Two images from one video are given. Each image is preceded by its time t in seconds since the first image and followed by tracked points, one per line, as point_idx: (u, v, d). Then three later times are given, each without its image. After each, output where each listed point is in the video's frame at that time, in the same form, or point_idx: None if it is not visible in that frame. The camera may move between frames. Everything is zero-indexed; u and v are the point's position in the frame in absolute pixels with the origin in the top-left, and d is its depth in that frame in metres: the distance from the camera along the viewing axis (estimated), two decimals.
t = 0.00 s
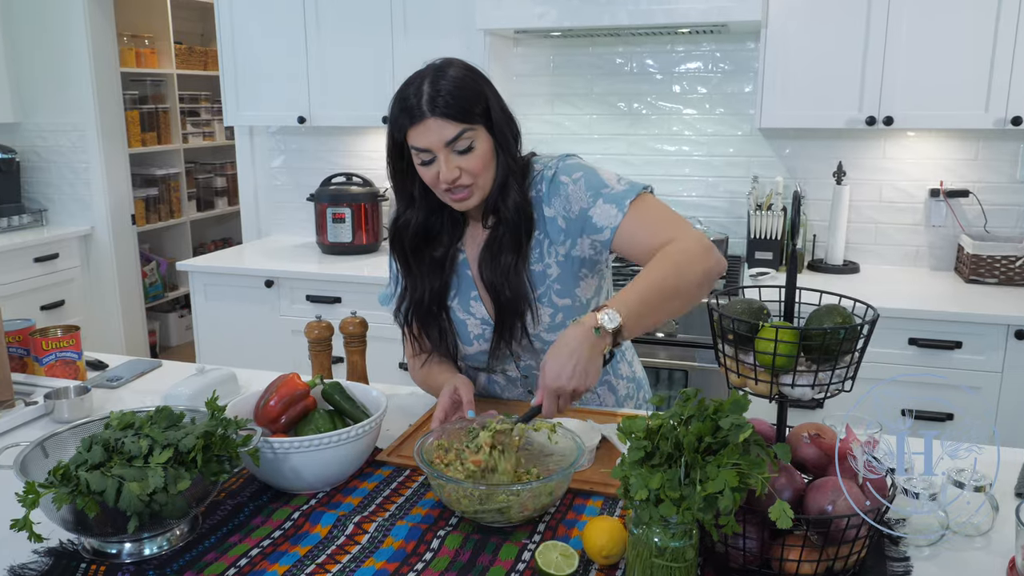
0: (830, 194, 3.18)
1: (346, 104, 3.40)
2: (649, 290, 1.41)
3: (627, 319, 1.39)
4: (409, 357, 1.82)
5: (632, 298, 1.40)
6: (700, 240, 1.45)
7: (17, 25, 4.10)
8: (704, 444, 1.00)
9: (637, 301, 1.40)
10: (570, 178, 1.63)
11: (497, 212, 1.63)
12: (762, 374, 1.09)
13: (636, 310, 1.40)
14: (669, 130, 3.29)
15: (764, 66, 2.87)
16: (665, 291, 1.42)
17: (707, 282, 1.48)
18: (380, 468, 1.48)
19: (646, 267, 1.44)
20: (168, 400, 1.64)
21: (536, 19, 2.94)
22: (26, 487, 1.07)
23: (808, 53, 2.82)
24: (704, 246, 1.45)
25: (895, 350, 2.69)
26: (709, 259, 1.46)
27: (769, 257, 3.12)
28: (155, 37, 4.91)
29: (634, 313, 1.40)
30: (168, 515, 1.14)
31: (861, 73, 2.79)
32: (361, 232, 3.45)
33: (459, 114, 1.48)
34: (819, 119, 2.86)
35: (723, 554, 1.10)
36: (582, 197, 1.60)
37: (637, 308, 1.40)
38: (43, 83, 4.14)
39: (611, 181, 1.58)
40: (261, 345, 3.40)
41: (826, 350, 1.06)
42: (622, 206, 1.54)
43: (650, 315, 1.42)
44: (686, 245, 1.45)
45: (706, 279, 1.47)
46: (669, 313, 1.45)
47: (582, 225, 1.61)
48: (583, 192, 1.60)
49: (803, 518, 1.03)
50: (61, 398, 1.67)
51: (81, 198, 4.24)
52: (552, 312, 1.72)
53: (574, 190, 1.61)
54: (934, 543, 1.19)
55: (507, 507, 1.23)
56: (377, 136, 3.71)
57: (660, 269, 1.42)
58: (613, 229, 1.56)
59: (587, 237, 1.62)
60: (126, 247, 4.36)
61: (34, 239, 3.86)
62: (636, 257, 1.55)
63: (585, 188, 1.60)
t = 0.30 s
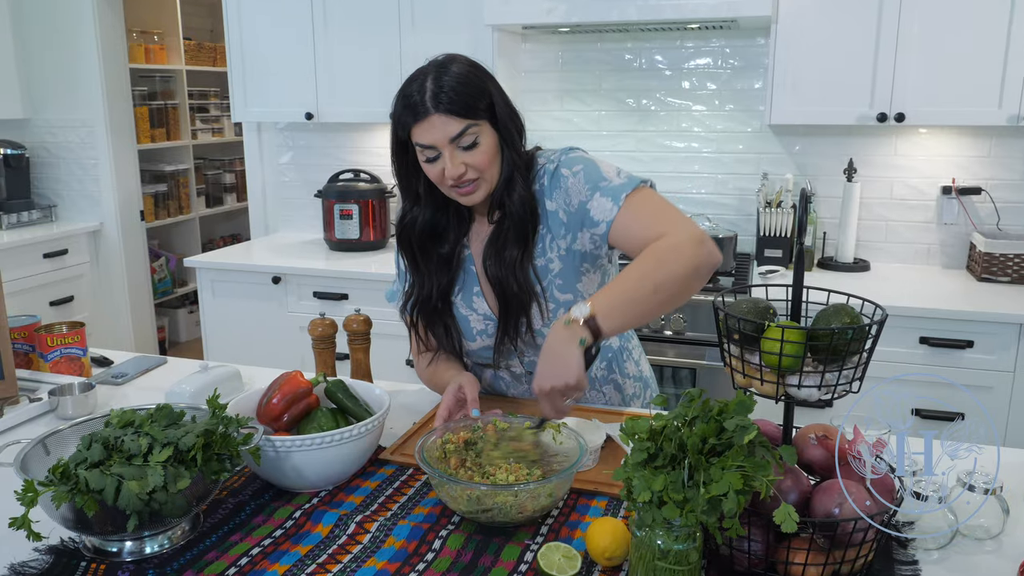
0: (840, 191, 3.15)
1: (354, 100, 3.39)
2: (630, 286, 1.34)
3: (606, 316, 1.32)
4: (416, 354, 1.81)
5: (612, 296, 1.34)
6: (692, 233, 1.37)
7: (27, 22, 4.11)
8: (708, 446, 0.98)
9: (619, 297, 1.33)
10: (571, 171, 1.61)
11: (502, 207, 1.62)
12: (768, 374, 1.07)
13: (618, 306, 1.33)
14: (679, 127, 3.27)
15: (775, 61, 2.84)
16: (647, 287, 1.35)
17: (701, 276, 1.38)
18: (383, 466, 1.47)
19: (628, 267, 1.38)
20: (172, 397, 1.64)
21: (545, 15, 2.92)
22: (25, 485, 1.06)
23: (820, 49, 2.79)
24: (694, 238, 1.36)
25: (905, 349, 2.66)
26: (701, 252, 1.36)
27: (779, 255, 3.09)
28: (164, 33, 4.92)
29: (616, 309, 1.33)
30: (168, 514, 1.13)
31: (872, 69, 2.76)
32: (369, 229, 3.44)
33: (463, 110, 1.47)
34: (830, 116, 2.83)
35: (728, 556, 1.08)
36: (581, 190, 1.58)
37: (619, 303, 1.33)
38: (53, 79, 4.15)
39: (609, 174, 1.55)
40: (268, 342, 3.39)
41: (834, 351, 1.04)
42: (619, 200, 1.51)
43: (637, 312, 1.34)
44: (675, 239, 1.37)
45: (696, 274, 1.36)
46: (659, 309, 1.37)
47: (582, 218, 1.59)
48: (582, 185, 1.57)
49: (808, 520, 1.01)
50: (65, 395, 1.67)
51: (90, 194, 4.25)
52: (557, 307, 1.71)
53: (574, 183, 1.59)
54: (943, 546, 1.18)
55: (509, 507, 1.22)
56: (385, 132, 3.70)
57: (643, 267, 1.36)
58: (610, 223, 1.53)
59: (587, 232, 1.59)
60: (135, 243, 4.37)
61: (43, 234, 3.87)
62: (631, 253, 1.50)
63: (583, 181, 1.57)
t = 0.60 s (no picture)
0: (847, 190, 3.13)
1: (358, 98, 3.38)
2: (624, 312, 1.38)
3: (599, 342, 1.36)
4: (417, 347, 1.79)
5: (605, 323, 1.38)
6: (684, 254, 1.40)
7: (34, 20, 4.11)
8: (706, 450, 0.97)
9: (615, 324, 1.37)
10: (581, 170, 1.59)
11: (511, 201, 1.60)
12: (768, 377, 1.06)
13: (612, 333, 1.37)
14: (685, 125, 3.25)
15: (781, 59, 2.82)
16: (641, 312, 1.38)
17: (693, 298, 1.42)
18: (382, 468, 1.46)
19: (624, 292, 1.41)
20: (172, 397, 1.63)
21: (549, 12, 2.90)
22: (19, 486, 1.06)
23: (827, 47, 2.77)
24: (686, 262, 1.39)
25: (911, 349, 2.64)
26: (693, 274, 1.40)
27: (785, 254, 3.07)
28: (171, 31, 4.92)
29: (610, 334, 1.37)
30: (164, 517, 1.13)
31: (880, 67, 2.74)
32: (373, 227, 3.43)
33: (473, 104, 1.46)
34: (837, 114, 2.81)
35: (727, 561, 1.07)
36: (586, 191, 1.56)
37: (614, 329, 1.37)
38: (60, 77, 4.16)
39: (617, 180, 1.53)
40: (272, 340, 3.39)
41: (834, 353, 1.02)
42: (620, 207, 1.50)
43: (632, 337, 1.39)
44: (668, 263, 1.40)
45: (689, 293, 1.40)
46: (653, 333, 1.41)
47: (585, 220, 1.58)
48: (588, 186, 1.56)
49: (810, 526, 1.00)
50: (66, 394, 1.67)
51: (96, 192, 4.25)
52: (564, 304, 1.68)
53: (582, 182, 1.58)
54: (948, 551, 1.16)
55: (508, 510, 1.21)
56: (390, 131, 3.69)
57: (638, 291, 1.39)
58: (608, 230, 1.52)
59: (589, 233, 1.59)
60: (141, 241, 4.37)
61: (49, 232, 3.88)
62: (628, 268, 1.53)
63: (591, 182, 1.56)
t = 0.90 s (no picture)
0: (848, 192, 3.11)
1: (359, 100, 3.37)
2: (628, 286, 1.34)
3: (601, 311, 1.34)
4: (411, 354, 1.78)
5: (609, 293, 1.35)
6: (699, 241, 1.36)
7: (36, 21, 4.12)
8: (699, 458, 0.96)
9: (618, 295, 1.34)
10: (580, 169, 1.58)
11: (505, 204, 1.60)
12: (763, 383, 1.05)
13: (612, 304, 1.34)
14: (686, 127, 3.23)
15: (782, 62, 2.81)
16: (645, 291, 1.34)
17: (703, 286, 1.37)
18: (376, 472, 1.45)
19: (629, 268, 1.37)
20: (167, 400, 1.63)
21: (550, 14, 2.90)
22: (8, 491, 1.06)
23: (828, 49, 2.75)
24: (699, 248, 1.35)
25: (913, 353, 2.62)
26: (705, 262, 1.35)
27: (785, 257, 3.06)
28: (173, 32, 4.92)
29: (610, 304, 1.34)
30: (153, 522, 1.12)
31: (881, 69, 2.72)
32: (373, 229, 3.43)
33: (464, 109, 1.45)
34: (838, 117, 2.79)
35: (721, 569, 1.05)
36: (590, 188, 1.55)
37: (614, 302, 1.34)
38: (61, 78, 4.16)
39: (620, 176, 1.53)
40: (272, 342, 3.38)
41: (830, 359, 1.01)
42: (631, 201, 1.47)
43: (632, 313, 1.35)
44: (681, 247, 1.36)
45: (699, 282, 1.35)
46: (655, 314, 1.36)
47: (589, 217, 1.56)
48: (591, 183, 1.55)
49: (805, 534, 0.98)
50: (60, 397, 1.66)
51: (97, 193, 4.25)
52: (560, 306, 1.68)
53: (583, 181, 1.56)
54: (945, 559, 1.15)
55: (501, 516, 1.20)
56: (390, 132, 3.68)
57: (645, 270, 1.35)
58: (619, 223, 1.49)
59: (593, 231, 1.57)
60: (143, 242, 4.37)
61: (50, 233, 3.88)
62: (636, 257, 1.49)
63: (593, 180, 1.55)
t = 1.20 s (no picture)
0: (852, 192, 3.10)
1: (361, 100, 3.37)
2: (622, 295, 1.33)
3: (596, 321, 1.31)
4: (407, 351, 1.78)
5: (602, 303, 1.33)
6: (686, 244, 1.36)
7: (40, 21, 4.12)
8: (695, 460, 0.95)
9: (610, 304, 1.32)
10: (572, 167, 1.57)
11: (499, 201, 1.59)
12: (761, 385, 1.04)
13: (608, 314, 1.31)
14: (688, 127, 3.22)
15: (785, 61, 2.79)
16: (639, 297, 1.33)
17: (691, 290, 1.37)
18: (373, 473, 1.45)
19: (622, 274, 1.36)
20: (166, 400, 1.62)
21: (552, 13, 2.89)
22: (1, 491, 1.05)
23: (832, 48, 2.74)
24: (689, 251, 1.35)
25: (918, 354, 2.60)
26: (694, 265, 1.36)
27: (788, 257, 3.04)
28: (176, 32, 4.93)
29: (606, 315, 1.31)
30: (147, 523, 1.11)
31: (885, 68, 2.71)
32: (376, 229, 3.42)
33: (459, 104, 1.44)
34: (842, 116, 2.78)
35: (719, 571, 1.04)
36: (580, 188, 1.54)
37: (607, 313, 1.32)
38: (65, 78, 4.16)
39: (610, 175, 1.51)
40: (275, 342, 3.38)
41: (829, 361, 1.00)
42: (618, 200, 1.46)
43: (626, 322, 1.33)
44: (668, 251, 1.35)
45: (686, 286, 1.35)
46: (648, 320, 1.35)
47: (580, 216, 1.55)
48: (582, 182, 1.53)
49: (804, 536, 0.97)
50: (59, 397, 1.65)
51: (101, 193, 4.26)
52: (552, 304, 1.67)
53: (574, 180, 1.55)
54: (947, 563, 1.13)
55: (496, 519, 1.19)
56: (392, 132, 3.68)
57: (636, 276, 1.34)
58: (606, 223, 1.49)
59: (584, 230, 1.56)
60: (146, 242, 4.38)
61: (53, 233, 3.88)
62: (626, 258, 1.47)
63: (584, 179, 1.53)
